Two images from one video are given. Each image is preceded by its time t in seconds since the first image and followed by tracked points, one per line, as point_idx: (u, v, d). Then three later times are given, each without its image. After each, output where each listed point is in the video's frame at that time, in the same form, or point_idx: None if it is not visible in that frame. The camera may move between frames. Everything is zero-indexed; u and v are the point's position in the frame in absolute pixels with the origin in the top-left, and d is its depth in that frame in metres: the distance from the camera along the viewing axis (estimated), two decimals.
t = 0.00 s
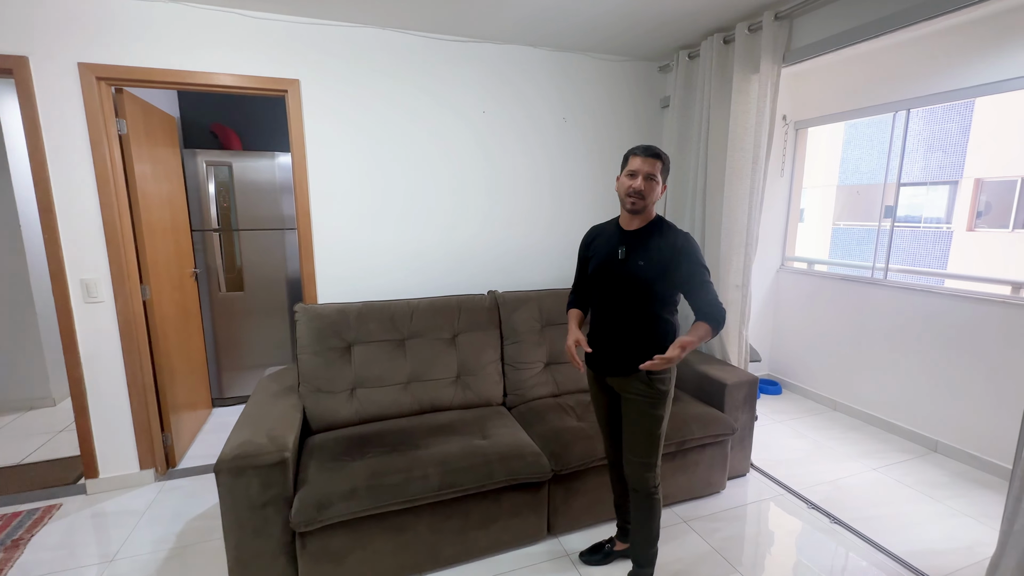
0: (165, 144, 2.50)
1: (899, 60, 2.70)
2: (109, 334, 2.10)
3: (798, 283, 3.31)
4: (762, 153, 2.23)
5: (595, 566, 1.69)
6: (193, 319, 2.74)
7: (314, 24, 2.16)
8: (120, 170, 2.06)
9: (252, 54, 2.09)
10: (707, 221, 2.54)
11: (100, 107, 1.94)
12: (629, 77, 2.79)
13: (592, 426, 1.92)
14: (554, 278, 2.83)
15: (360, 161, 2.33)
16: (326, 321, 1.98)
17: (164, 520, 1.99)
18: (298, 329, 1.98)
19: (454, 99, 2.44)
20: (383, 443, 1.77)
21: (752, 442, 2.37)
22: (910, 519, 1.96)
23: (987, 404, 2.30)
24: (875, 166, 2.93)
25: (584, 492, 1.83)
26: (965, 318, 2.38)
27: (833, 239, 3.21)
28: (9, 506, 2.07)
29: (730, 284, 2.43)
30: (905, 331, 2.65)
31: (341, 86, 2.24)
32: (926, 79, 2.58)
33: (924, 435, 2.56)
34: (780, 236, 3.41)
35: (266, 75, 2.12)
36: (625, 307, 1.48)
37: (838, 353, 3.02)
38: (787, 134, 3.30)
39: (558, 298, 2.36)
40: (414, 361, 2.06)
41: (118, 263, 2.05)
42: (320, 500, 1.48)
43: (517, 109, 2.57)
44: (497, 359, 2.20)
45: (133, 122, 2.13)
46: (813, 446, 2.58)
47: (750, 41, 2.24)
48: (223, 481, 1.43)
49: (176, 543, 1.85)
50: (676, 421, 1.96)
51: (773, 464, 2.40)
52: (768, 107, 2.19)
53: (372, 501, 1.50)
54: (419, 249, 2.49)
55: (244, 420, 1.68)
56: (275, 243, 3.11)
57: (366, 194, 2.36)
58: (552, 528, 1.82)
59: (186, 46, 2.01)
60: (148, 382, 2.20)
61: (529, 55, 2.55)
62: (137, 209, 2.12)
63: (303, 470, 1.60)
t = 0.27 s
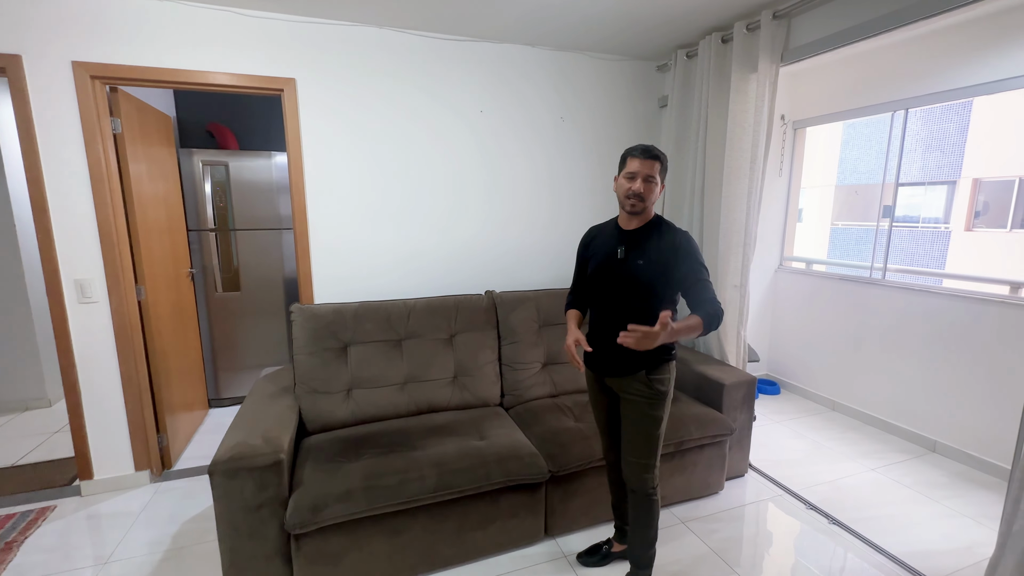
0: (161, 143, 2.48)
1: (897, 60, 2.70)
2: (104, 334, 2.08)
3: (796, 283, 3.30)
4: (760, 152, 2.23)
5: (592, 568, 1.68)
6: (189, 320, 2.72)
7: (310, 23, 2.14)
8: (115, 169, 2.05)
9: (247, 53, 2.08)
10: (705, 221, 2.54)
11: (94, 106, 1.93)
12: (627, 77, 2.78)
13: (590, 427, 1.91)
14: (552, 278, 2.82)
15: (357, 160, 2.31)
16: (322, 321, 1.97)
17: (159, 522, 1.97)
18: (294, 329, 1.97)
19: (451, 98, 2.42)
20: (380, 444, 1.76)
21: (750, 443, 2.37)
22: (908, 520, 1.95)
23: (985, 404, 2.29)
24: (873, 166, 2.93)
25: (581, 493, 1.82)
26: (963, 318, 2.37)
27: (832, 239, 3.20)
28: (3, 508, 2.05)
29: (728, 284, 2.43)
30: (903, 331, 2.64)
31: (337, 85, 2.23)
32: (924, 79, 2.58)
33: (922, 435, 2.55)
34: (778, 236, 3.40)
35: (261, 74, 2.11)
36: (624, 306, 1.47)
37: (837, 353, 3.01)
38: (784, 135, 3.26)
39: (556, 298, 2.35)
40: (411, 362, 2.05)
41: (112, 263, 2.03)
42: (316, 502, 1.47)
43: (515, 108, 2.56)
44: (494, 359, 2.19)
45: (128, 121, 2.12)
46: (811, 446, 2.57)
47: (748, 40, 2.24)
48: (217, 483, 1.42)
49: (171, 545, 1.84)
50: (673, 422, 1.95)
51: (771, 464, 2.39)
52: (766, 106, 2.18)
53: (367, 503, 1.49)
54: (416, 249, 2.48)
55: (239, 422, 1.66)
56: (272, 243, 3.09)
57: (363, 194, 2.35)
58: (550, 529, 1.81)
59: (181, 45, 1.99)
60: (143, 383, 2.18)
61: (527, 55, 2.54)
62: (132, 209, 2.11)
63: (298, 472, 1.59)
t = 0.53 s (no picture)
0: (157, 143, 2.48)
1: (895, 60, 2.70)
2: (100, 335, 2.08)
3: (793, 283, 3.31)
4: (757, 152, 2.23)
5: (589, 568, 1.68)
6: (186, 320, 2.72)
7: (307, 23, 2.14)
8: (111, 169, 2.04)
9: (244, 52, 2.08)
10: (703, 221, 2.54)
11: (90, 106, 1.92)
12: (625, 77, 2.79)
13: (587, 427, 1.91)
14: (550, 278, 2.82)
15: (354, 160, 2.31)
16: (319, 321, 1.97)
17: (156, 523, 1.97)
18: (292, 330, 1.96)
19: (449, 98, 2.42)
20: (377, 445, 1.76)
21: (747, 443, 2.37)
22: (905, 520, 1.96)
23: (982, 404, 2.29)
24: (870, 166, 2.93)
25: (578, 493, 1.82)
26: (960, 318, 2.38)
27: (830, 239, 3.21)
28: None
29: (725, 284, 2.43)
30: (900, 331, 2.65)
31: (335, 85, 2.22)
32: (921, 79, 2.58)
33: (918, 435, 2.56)
34: (776, 236, 3.41)
35: (258, 73, 2.10)
36: (622, 305, 1.47)
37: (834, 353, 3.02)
38: (783, 135, 3.27)
39: (553, 298, 2.35)
40: (408, 362, 2.05)
41: (109, 263, 2.03)
42: (312, 502, 1.46)
43: (513, 108, 2.56)
44: (492, 359, 2.19)
45: (124, 120, 2.11)
46: (808, 446, 2.57)
47: (746, 40, 2.24)
48: (213, 483, 1.41)
49: (167, 546, 1.83)
50: (671, 422, 1.95)
51: (768, 464, 2.40)
52: (763, 106, 2.19)
53: (364, 503, 1.49)
54: (413, 249, 2.48)
55: (235, 422, 1.66)
56: (269, 243, 3.09)
57: (360, 193, 2.34)
58: (547, 529, 1.81)
59: (177, 45, 1.99)
60: (139, 384, 2.17)
61: (525, 55, 2.53)
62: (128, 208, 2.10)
63: (294, 473, 1.59)
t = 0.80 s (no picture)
0: (154, 143, 2.47)
1: (891, 61, 2.71)
2: (96, 335, 2.07)
3: (790, 283, 3.32)
4: (754, 152, 2.23)
5: (587, 568, 1.68)
6: (184, 320, 2.71)
7: (305, 23, 2.14)
8: (107, 169, 2.03)
9: (241, 52, 2.07)
10: (700, 221, 2.54)
11: (86, 105, 1.92)
12: (623, 77, 2.79)
13: (585, 427, 1.91)
14: (548, 278, 2.83)
15: (351, 160, 2.31)
16: (317, 322, 1.96)
17: (152, 524, 1.96)
18: (289, 330, 1.96)
19: (446, 98, 2.42)
20: (374, 445, 1.76)
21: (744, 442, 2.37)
22: (901, 519, 1.96)
23: (978, 403, 2.30)
24: (867, 167, 2.95)
25: (576, 493, 1.82)
26: (956, 317, 2.39)
27: (827, 239, 3.22)
28: None
29: (722, 284, 2.44)
30: (897, 330, 2.66)
31: (332, 85, 2.22)
32: (916, 80, 2.59)
33: (915, 434, 2.57)
34: (773, 236, 3.42)
35: (255, 73, 2.10)
36: (622, 304, 1.48)
37: (831, 352, 3.03)
38: (779, 134, 3.32)
39: (551, 298, 2.35)
40: (405, 362, 2.04)
41: (105, 263, 2.02)
42: (309, 503, 1.46)
43: (510, 108, 2.56)
44: (490, 359, 2.19)
45: (120, 120, 2.11)
46: (805, 446, 2.58)
47: (742, 40, 2.24)
48: (209, 485, 1.41)
49: (164, 547, 1.83)
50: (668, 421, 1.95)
51: (765, 464, 2.40)
52: (761, 106, 2.19)
53: (361, 503, 1.49)
54: (411, 249, 2.48)
55: (232, 423, 1.66)
56: (267, 243, 3.08)
57: (358, 193, 2.34)
58: (544, 529, 1.82)
59: (174, 44, 1.98)
60: (136, 384, 2.17)
61: (523, 55, 2.54)
62: (125, 208, 2.10)
63: (291, 473, 1.58)
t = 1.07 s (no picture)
0: (149, 143, 2.45)
1: (886, 61, 2.72)
2: (90, 336, 2.05)
3: (787, 282, 3.33)
4: (751, 152, 2.24)
5: (584, 568, 1.68)
6: (179, 321, 2.69)
7: (301, 22, 2.13)
8: (101, 168, 2.02)
9: (237, 51, 2.06)
10: (697, 221, 2.55)
11: (80, 104, 1.90)
12: (620, 77, 2.79)
13: (582, 427, 1.91)
14: (545, 278, 2.82)
15: (347, 160, 2.30)
16: (313, 322, 1.96)
17: (148, 526, 1.95)
18: (285, 330, 1.95)
19: (443, 98, 2.42)
20: (372, 446, 1.75)
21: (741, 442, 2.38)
22: (897, 518, 1.97)
23: (972, 402, 2.32)
24: (862, 167, 2.96)
25: (573, 493, 1.82)
26: (951, 316, 2.40)
27: (823, 239, 3.23)
28: None
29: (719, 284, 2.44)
30: (893, 330, 2.67)
31: (328, 85, 2.21)
32: (912, 80, 2.60)
33: (910, 433, 2.58)
34: (769, 236, 3.43)
35: (251, 72, 2.09)
36: (627, 304, 1.48)
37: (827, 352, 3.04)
38: (775, 135, 3.32)
39: (548, 298, 2.35)
40: (402, 363, 2.04)
41: (99, 263, 2.00)
42: (306, 504, 1.45)
43: (507, 108, 2.56)
44: (487, 359, 2.18)
45: (114, 119, 2.09)
46: (802, 445, 2.59)
47: (739, 40, 2.24)
48: (205, 486, 1.40)
49: (160, 549, 1.82)
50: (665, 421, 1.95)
51: (762, 463, 2.41)
52: (757, 106, 2.19)
53: (359, 504, 1.48)
54: (407, 249, 2.47)
55: (228, 424, 1.65)
56: (262, 243, 3.07)
57: (355, 193, 2.33)
58: (542, 529, 1.81)
59: (169, 43, 1.97)
60: (130, 386, 2.15)
61: (520, 55, 2.53)
62: (119, 208, 2.08)
63: (287, 474, 1.57)
